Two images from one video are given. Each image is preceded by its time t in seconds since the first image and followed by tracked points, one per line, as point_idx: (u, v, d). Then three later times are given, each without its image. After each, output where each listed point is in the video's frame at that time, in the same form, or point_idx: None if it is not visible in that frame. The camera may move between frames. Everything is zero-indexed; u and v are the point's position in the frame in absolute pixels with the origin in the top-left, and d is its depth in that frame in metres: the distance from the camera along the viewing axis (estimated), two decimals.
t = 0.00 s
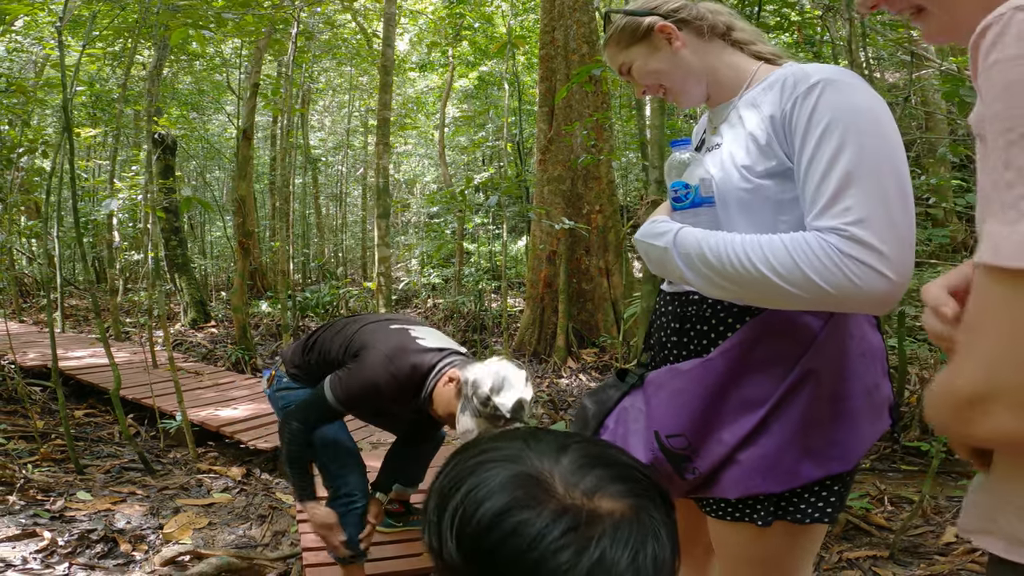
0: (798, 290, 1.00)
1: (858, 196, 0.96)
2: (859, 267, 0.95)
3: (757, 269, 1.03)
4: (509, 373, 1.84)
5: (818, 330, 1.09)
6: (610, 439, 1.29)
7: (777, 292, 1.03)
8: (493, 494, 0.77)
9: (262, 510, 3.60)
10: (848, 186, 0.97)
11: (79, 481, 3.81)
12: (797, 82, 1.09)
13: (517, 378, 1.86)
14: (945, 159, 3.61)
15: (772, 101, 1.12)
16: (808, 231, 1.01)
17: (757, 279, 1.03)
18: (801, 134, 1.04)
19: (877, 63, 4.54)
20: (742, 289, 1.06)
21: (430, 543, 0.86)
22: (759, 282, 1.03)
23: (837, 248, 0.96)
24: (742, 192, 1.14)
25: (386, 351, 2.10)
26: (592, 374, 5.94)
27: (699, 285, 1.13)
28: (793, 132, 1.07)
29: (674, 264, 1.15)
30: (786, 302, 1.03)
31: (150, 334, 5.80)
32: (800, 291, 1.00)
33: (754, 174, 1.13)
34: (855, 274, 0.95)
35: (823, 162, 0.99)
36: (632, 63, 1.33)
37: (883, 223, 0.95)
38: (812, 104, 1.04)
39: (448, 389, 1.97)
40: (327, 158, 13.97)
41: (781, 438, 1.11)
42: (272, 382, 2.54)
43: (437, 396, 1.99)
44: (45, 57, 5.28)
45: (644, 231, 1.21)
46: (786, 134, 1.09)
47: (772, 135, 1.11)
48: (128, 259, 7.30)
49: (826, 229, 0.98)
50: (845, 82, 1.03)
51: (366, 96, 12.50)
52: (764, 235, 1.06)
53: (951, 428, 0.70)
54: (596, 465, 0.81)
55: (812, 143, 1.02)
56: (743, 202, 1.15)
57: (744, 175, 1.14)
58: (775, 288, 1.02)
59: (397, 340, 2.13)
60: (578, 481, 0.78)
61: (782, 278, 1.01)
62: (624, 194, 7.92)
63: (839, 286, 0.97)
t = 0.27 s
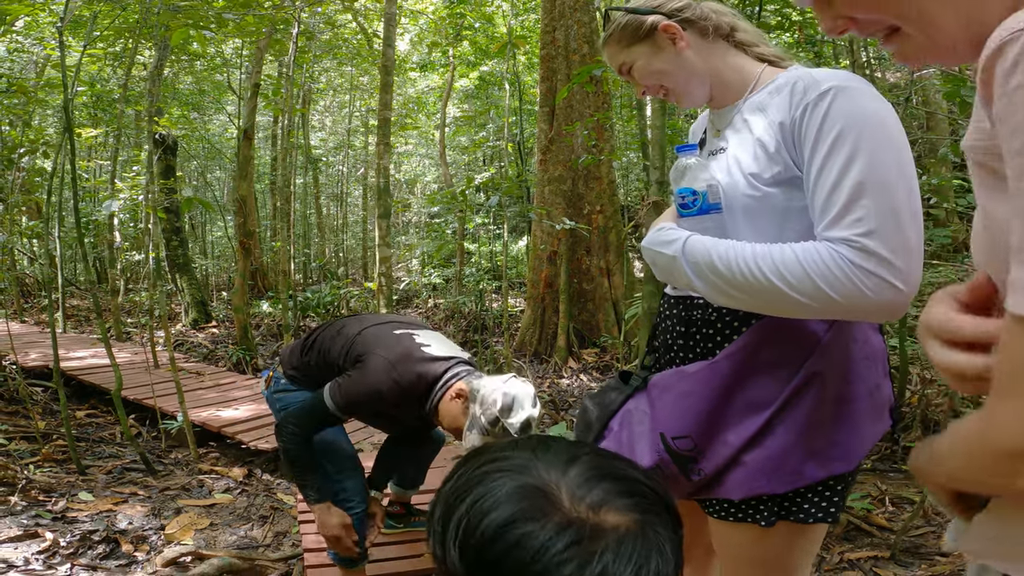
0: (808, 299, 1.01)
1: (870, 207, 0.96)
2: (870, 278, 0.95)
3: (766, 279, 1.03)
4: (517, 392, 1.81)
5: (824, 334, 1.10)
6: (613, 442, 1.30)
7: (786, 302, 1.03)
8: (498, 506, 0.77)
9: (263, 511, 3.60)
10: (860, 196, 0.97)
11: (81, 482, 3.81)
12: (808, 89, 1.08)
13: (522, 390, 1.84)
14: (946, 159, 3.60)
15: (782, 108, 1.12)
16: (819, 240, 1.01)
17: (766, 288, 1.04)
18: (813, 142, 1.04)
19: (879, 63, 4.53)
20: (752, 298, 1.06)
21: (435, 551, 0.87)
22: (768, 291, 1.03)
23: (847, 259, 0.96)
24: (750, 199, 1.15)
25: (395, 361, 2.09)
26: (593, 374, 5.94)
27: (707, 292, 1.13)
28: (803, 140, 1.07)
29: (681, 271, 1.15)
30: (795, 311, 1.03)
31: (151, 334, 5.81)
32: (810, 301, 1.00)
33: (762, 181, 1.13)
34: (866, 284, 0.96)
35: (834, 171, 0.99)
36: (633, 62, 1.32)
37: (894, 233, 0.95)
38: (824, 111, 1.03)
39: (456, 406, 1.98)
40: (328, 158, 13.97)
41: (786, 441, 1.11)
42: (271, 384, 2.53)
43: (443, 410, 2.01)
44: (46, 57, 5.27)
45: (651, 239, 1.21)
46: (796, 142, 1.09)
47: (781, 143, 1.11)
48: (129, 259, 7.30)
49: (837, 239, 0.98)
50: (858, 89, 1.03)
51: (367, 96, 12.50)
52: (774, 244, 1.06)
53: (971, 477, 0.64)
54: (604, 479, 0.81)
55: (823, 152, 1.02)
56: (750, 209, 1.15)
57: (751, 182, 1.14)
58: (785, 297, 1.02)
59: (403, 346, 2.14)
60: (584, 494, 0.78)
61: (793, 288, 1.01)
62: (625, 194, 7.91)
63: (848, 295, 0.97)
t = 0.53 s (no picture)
0: (810, 308, 1.00)
1: (873, 216, 0.96)
2: (873, 287, 0.95)
3: (768, 288, 1.02)
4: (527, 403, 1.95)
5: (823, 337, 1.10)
6: (611, 450, 1.28)
7: (789, 310, 1.03)
8: (480, 513, 0.78)
9: (262, 512, 3.61)
10: (863, 206, 0.96)
11: (81, 483, 3.82)
12: (808, 94, 1.08)
13: (528, 398, 1.99)
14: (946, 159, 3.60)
15: (781, 112, 1.11)
16: (821, 249, 1.01)
17: (767, 297, 1.03)
18: (814, 149, 1.04)
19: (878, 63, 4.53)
20: (754, 306, 1.06)
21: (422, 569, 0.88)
22: (769, 300, 1.03)
23: (850, 268, 0.96)
24: (748, 205, 1.14)
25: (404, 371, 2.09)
26: (593, 375, 5.94)
27: (708, 300, 1.12)
28: (804, 147, 1.07)
29: (681, 280, 1.14)
30: (797, 319, 1.03)
31: (151, 335, 5.82)
32: (814, 310, 1.00)
33: (761, 186, 1.12)
34: (870, 293, 0.96)
35: (836, 180, 0.99)
36: (628, 62, 1.32)
37: (897, 241, 0.95)
38: (825, 117, 1.03)
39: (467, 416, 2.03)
40: (328, 159, 13.97)
41: (785, 444, 1.11)
42: (266, 386, 2.54)
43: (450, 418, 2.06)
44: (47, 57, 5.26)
45: (650, 247, 1.21)
46: (796, 148, 1.08)
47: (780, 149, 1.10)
48: (129, 260, 7.31)
49: (840, 248, 0.98)
50: (859, 95, 1.02)
51: (367, 96, 12.50)
52: (775, 252, 1.06)
53: (981, 520, 0.58)
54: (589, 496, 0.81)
55: (825, 160, 1.01)
56: (749, 216, 1.15)
57: (749, 188, 1.13)
58: (788, 306, 1.02)
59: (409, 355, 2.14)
60: (568, 506, 0.78)
61: (796, 297, 1.00)
62: (625, 195, 7.91)
63: (852, 304, 0.97)
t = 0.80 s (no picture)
0: (831, 306, 0.94)
1: (900, 212, 0.90)
2: (898, 285, 0.90)
3: (789, 282, 0.96)
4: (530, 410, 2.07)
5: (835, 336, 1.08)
6: (614, 449, 1.25)
7: (807, 308, 0.97)
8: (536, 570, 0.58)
9: (263, 511, 3.59)
10: (890, 201, 0.91)
11: (81, 482, 3.80)
12: (835, 87, 1.02)
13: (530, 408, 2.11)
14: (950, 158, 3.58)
15: (805, 106, 1.05)
16: (842, 245, 0.95)
17: (786, 293, 0.97)
18: (840, 143, 0.98)
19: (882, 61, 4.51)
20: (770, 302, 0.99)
21: None
22: (787, 295, 0.96)
23: (873, 265, 0.90)
24: (767, 200, 1.06)
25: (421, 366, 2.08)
26: (594, 374, 5.93)
27: (723, 295, 1.06)
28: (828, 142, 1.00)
29: (696, 275, 1.07)
30: (815, 317, 0.97)
31: (152, 333, 5.80)
32: (833, 307, 0.94)
33: (781, 179, 1.05)
34: (893, 292, 0.90)
35: (862, 175, 0.93)
36: (645, 56, 1.21)
37: (925, 240, 0.90)
38: (854, 110, 0.97)
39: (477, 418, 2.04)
40: (330, 158, 13.96)
41: (797, 445, 1.09)
42: (264, 387, 2.52)
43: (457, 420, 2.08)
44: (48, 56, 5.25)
45: (664, 240, 1.13)
46: (820, 142, 1.02)
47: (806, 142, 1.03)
48: (130, 258, 7.30)
49: (863, 244, 0.92)
50: (889, 92, 0.97)
51: (369, 94, 12.48)
52: (794, 247, 0.99)
53: (991, 529, 0.56)
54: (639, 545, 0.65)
55: (851, 153, 0.95)
56: (767, 210, 1.07)
57: (770, 181, 1.06)
58: (806, 303, 0.96)
59: (420, 353, 2.12)
60: (638, 554, 0.59)
61: (815, 293, 0.94)
62: (627, 194, 7.90)
63: (874, 303, 0.91)
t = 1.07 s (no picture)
0: (854, 311, 0.94)
1: (935, 224, 0.90)
2: (922, 296, 0.90)
3: (814, 283, 0.95)
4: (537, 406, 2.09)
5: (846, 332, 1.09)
6: (620, 439, 1.23)
7: (828, 310, 0.96)
8: None
9: (266, 510, 3.59)
10: (926, 213, 0.91)
11: (84, 481, 3.81)
12: (885, 95, 1.01)
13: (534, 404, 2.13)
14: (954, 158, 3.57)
15: (848, 110, 1.04)
16: (872, 251, 0.95)
17: (810, 294, 0.96)
18: (883, 150, 0.97)
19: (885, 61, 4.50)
20: (793, 301, 0.98)
21: None
22: (812, 295, 0.96)
23: (901, 274, 0.91)
24: (797, 200, 1.06)
25: (435, 366, 2.10)
26: (596, 374, 5.93)
27: (742, 291, 1.04)
28: (869, 149, 1.00)
29: (718, 268, 1.05)
30: (834, 320, 0.96)
31: (154, 333, 5.80)
32: (856, 312, 0.94)
33: (814, 181, 1.04)
34: (917, 301, 0.90)
35: (903, 183, 0.93)
36: (688, 46, 1.17)
37: (954, 254, 0.90)
38: (901, 120, 0.97)
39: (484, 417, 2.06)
40: (331, 158, 13.96)
41: (807, 438, 1.08)
42: (269, 387, 2.51)
43: (465, 420, 2.11)
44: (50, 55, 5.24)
45: (688, 230, 1.11)
46: (861, 148, 1.02)
47: (845, 146, 1.02)
48: (132, 258, 7.30)
49: (894, 252, 0.92)
50: (939, 106, 0.97)
51: (370, 95, 12.48)
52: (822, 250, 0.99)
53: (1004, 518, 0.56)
54: None
55: (894, 161, 0.95)
56: (796, 211, 1.06)
57: (801, 181, 1.05)
58: (829, 305, 0.95)
59: (430, 353, 2.14)
60: None
61: (841, 296, 0.94)
62: (629, 195, 7.89)
63: (897, 310, 0.91)
